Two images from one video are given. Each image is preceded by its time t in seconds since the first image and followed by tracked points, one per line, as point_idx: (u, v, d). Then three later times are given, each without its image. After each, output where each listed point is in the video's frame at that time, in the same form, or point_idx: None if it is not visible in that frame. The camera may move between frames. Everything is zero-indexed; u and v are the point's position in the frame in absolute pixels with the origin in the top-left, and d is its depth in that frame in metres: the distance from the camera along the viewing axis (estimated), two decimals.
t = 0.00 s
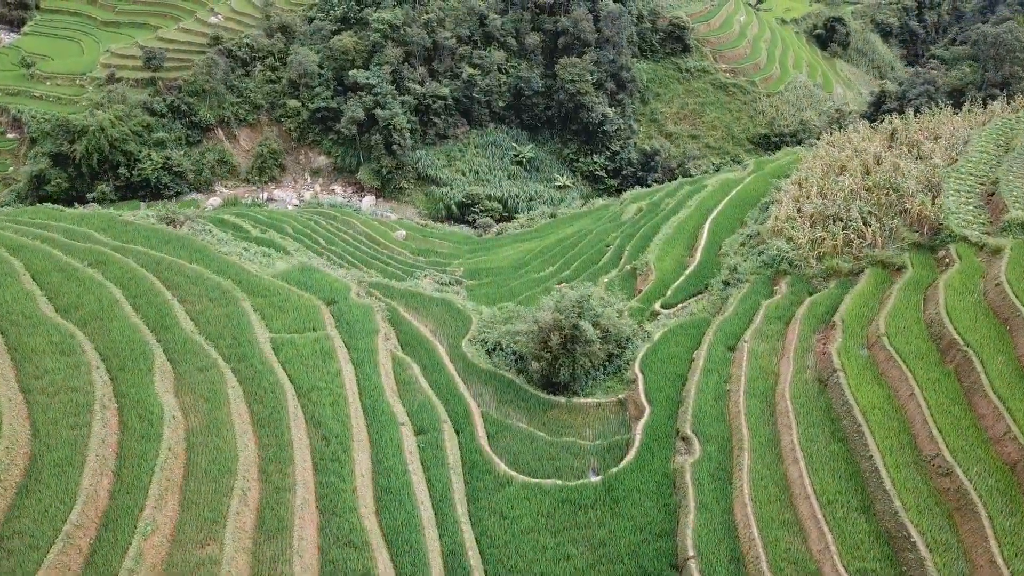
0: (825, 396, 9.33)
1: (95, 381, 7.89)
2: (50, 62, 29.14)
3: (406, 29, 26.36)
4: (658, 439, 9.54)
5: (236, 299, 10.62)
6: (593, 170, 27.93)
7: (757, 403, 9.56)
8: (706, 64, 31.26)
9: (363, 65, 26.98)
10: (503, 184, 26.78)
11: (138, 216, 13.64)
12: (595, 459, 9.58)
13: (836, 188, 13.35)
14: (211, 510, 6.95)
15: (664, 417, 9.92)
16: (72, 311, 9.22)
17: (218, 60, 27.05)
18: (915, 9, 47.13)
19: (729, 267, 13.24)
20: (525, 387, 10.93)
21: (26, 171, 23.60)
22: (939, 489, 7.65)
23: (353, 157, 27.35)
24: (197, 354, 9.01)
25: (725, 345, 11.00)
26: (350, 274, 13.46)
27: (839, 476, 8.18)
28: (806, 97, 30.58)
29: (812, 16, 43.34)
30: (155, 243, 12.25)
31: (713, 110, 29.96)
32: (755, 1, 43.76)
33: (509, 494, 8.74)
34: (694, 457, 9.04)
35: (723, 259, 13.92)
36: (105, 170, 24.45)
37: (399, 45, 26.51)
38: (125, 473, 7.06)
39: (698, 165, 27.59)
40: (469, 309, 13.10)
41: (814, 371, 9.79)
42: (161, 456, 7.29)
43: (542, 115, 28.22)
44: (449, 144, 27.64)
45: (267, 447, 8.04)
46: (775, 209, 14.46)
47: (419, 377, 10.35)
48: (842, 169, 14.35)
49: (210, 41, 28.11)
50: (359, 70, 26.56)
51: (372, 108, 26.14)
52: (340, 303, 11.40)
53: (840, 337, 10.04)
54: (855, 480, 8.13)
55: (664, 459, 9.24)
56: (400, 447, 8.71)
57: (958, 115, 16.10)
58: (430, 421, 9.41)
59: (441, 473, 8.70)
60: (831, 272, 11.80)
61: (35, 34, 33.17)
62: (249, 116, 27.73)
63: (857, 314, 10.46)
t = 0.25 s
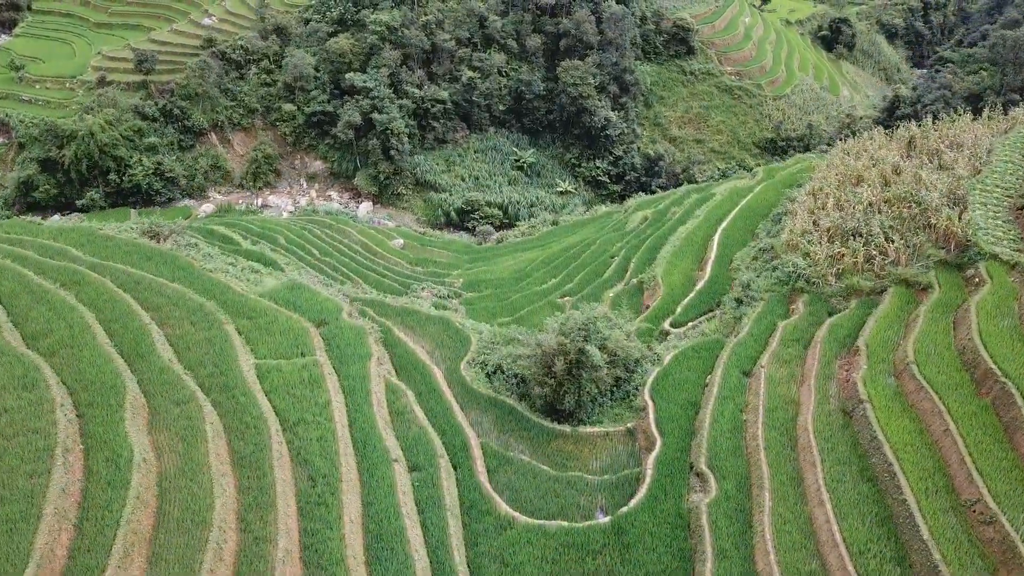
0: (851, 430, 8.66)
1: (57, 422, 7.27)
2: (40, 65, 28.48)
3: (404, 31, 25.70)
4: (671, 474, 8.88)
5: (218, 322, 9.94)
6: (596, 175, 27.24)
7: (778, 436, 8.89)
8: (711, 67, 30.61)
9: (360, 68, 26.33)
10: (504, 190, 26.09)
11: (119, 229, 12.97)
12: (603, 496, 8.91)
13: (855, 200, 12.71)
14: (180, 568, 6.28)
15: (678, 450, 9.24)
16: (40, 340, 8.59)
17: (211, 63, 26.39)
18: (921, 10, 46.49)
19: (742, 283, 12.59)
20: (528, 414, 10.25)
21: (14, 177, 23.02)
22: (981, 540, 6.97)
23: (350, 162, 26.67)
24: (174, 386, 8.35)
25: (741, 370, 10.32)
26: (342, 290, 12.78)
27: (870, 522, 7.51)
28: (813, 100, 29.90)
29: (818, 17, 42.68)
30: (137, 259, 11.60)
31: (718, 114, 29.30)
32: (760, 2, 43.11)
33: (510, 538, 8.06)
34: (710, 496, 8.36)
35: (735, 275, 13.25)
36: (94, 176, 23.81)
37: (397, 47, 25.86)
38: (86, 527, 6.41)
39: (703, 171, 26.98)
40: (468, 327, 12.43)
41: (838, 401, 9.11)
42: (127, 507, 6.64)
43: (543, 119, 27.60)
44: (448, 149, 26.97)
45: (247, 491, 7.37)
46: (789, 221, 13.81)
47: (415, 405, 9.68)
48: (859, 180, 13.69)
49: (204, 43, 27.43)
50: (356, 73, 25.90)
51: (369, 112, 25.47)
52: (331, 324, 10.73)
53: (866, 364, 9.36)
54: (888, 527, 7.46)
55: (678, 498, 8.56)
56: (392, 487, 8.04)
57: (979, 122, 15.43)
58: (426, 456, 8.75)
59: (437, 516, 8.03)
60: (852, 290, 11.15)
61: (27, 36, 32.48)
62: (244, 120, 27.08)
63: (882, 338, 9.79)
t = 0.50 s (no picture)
0: (881, 469, 8.00)
1: (14, 470, 6.63)
2: (29, 68, 27.78)
3: (402, 33, 25.05)
4: (685, 515, 8.22)
5: (199, 349, 9.28)
6: (598, 181, 26.57)
7: (801, 475, 8.22)
8: (716, 70, 29.95)
9: (357, 71, 25.68)
10: (504, 196, 25.41)
11: (98, 244, 12.28)
12: (612, 539, 8.23)
13: (874, 214, 12.06)
14: None
15: (692, 487, 8.57)
16: (2, 372, 7.93)
17: (203, 65, 25.66)
18: (927, 11, 45.80)
19: (756, 301, 11.94)
20: (530, 446, 9.56)
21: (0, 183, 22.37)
22: None
23: (346, 167, 26.00)
24: (145, 422, 7.70)
25: (759, 398, 9.66)
26: (334, 310, 12.13)
27: None
28: (820, 104, 29.21)
29: (823, 18, 42.01)
30: (115, 278, 10.92)
31: (723, 118, 28.66)
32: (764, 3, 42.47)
33: None
34: (729, 542, 7.69)
35: (748, 292, 12.60)
36: (83, 183, 23.14)
37: (394, 50, 25.21)
38: None
39: (707, 176, 26.21)
40: (467, 348, 11.77)
41: (866, 437, 8.45)
42: (87, 568, 6.00)
43: (545, 123, 26.94)
44: (447, 154, 26.31)
45: (223, 543, 6.71)
46: (804, 234, 13.15)
47: (408, 438, 9.00)
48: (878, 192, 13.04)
49: (196, 45, 26.73)
50: (353, 76, 25.25)
51: (365, 116, 24.81)
52: (321, 349, 10.06)
53: (895, 395, 8.68)
54: None
55: (694, 542, 7.88)
56: (385, 533, 7.37)
57: (1001, 130, 14.79)
58: (419, 496, 8.08)
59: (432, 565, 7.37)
60: (874, 311, 10.50)
61: (17, 38, 31.77)
62: (237, 125, 26.45)
63: (911, 365, 9.12)
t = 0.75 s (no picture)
0: (916, 514, 7.34)
1: None
2: (18, 70, 27.09)
3: (399, 35, 24.42)
4: (702, 563, 7.55)
5: (176, 379, 8.60)
6: (601, 187, 25.90)
7: (829, 519, 7.55)
8: (721, 72, 29.30)
9: (353, 74, 25.01)
10: (505, 202, 24.72)
11: (76, 260, 11.62)
12: None
13: (897, 228, 11.41)
14: None
15: (709, 530, 7.91)
16: None
17: (196, 68, 24.99)
18: (933, 12, 45.12)
19: (772, 322, 11.28)
20: (532, 482, 8.86)
21: None
22: None
23: (343, 173, 25.33)
24: (114, 466, 7.05)
25: (778, 431, 8.99)
26: (325, 331, 11.46)
27: None
28: (828, 108, 28.55)
29: (828, 19, 41.35)
30: (90, 299, 10.24)
31: (729, 122, 28.01)
32: (769, 4, 41.82)
33: None
34: None
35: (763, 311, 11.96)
36: (72, 189, 22.49)
37: (391, 52, 24.57)
38: None
39: (712, 181, 25.49)
40: (466, 371, 11.14)
41: (898, 477, 7.78)
42: None
43: (546, 127, 26.28)
44: (446, 159, 25.66)
45: None
46: (821, 249, 12.49)
47: (403, 475, 8.35)
48: (899, 204, 12.39)
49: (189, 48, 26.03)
50: (349, 79, 24.58)
51: (362, 120, 24.15)
52: (309, 376, 9.37)
53: (929, 430, 8.01)
54: None
55: None
56: None
57: None
58: (413, 543, 7.40)
59: None
60: (900, 334, 9.84)
61: (7, 39, 31.08)
62: (231, 129, 25.82)
63: (945, 396, 8.45)
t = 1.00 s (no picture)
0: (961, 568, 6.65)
1: None
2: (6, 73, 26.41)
3: (397, 37, 23.78)
4: None
5: (151, 415, 7.90)
6: (604, 192, 25.25)
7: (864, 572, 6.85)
8: (727, 75, 28.62)
9: (350, 77, 24.27)
10: (506, 209, 24.06)
11: (51, 278, 10.97)
12: None
13: (923, 245, 10.75)
14: None
15: None
16: None
17: (188, 71, 24.25)
18: (939, 12, 44.47)
19: (790, 344, 10.60)
20: (536, 524, 8.09)
21: None
22: None
23: (339, 179, 24.65)
24: (75, 520, 6.34)
25: (802, 467, 8.32)
26: (315, 354, 10.77)
27: None
28: (836, 111, 27.91)
29: (834, 20, 40.69)
30: (61, 323, 9.50)
31: (735, 126, 27.37)
32: (774, 4, 41.18)
33: None
34: None
35: (779, 333, 11.37)
36: (60, 196, 21.78)
37: (389, 54, 23.94)
38: None
39: (718, 187, 24.81)
40: (465, 394, 10.62)
41: (938, 524, 7.09)
42: None
43: (548, 131, 25.60)
44: (445, 165, 25.01)
45: None
46: (841, 265, 11.81)
47: (397, 516, 7.71)
48: (923, 219, 11.75)
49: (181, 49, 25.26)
50: (346, 82, 23.87)
51: (359, 125, 23.47)
52: (296, 408, 8.68)
53: (971, 471, 7.33)
54: None
55: None
56: None
57: None
58: None
59: None
60: (931, 361, 9.16)
61: None
62: (225, 134, 25.27)
63: (986, 433, 7.75)
